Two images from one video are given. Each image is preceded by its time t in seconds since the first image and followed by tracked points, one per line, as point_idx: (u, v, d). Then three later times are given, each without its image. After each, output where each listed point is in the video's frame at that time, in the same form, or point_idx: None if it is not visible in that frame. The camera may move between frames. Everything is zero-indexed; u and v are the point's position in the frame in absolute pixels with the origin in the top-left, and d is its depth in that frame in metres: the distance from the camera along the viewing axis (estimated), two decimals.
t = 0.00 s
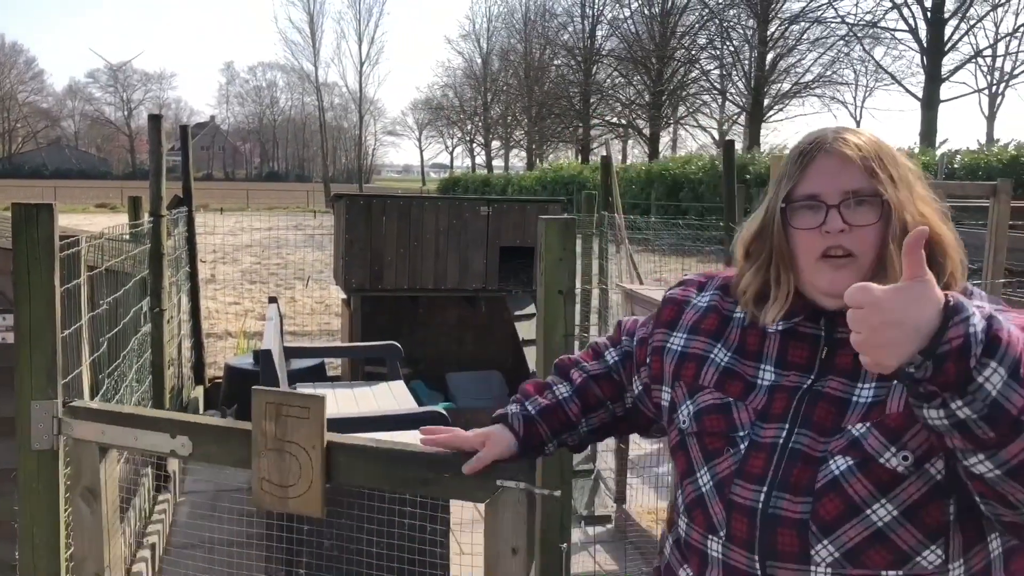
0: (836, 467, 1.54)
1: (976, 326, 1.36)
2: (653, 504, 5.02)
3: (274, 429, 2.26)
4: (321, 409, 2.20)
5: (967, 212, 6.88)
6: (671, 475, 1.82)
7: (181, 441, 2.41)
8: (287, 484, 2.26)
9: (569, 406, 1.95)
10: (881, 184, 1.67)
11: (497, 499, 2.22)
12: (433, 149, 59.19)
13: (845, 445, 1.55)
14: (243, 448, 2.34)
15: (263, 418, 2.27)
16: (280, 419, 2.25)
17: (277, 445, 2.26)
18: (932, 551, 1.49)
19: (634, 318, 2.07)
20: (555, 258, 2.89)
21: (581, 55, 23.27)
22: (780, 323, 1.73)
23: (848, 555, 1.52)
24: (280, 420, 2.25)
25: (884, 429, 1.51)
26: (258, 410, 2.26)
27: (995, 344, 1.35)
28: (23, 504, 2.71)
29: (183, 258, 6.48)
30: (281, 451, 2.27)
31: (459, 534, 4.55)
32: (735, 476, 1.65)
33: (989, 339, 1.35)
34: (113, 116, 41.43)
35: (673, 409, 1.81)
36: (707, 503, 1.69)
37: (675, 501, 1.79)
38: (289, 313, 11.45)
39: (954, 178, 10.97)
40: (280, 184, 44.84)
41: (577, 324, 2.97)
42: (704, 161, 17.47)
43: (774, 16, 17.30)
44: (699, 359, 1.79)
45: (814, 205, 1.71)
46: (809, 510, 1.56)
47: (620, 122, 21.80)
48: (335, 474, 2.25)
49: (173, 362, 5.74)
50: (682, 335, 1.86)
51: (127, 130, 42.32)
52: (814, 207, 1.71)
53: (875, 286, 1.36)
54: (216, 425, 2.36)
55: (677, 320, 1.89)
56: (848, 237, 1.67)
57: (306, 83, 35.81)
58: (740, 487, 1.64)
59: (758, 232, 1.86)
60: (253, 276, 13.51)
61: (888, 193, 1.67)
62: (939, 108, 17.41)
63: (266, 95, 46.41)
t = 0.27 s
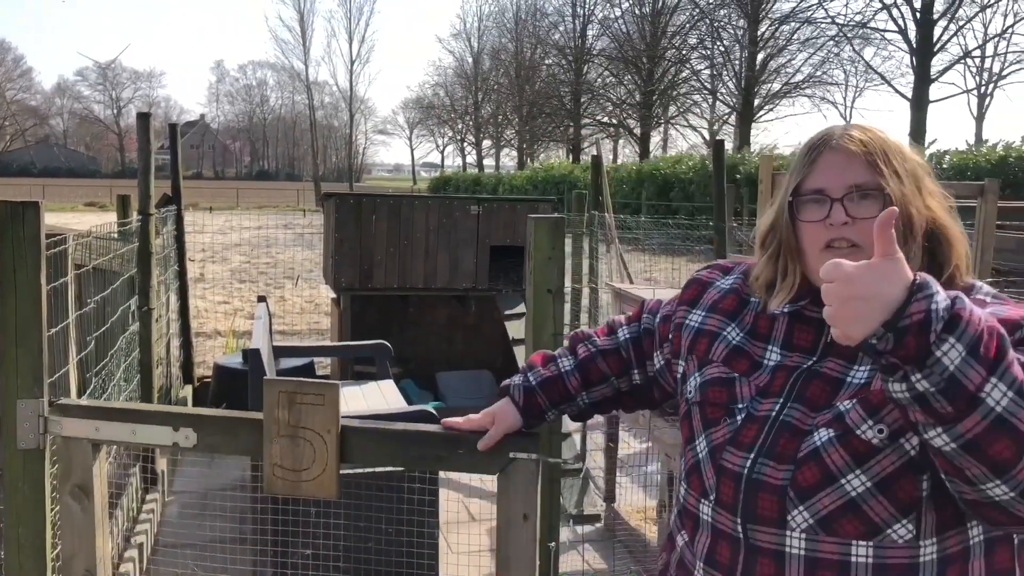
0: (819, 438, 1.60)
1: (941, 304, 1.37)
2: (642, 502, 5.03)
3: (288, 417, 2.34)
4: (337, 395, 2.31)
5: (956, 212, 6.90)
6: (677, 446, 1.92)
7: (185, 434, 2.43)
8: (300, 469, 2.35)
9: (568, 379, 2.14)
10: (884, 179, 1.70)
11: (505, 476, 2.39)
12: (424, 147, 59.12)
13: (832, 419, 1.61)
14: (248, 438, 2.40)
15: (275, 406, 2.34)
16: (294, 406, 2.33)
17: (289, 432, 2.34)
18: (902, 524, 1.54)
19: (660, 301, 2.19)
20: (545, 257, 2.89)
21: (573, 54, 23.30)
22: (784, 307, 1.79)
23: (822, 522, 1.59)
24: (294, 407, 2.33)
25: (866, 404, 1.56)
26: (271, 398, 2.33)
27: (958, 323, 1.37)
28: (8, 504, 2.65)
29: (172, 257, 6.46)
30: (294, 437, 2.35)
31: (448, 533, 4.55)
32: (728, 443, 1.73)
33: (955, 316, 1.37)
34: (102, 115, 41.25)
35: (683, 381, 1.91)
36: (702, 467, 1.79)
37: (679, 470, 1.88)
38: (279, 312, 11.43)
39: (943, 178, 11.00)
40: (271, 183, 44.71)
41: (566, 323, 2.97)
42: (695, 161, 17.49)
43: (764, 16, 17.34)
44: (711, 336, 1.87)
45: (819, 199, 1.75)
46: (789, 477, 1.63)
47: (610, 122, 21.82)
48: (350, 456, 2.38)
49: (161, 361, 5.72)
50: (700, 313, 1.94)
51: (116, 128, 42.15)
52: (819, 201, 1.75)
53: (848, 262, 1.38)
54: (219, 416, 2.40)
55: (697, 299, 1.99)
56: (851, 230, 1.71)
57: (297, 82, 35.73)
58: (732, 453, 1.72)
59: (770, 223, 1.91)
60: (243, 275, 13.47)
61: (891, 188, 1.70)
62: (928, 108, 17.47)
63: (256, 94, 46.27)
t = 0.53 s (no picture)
0: (782, 426, 1.63)
1: (894, 295, 1.38)
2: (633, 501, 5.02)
3: (288, 409, 2.34)
4: (338, 386, 2.32)
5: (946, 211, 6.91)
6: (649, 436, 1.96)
7: (182, 429, 2.39)
8: (300, 460, 2.35)
9: (558, 385, 2.21)
10: (852, 173, 1.72)
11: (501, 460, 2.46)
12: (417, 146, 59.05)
13: (794, 407, 1.63)
14: (244, 431, 2.39)
15: (274, 399, 2.35)
16: (294, 398, 2.34)
17: (289, 424, 2.35)
18: (859, 511, 1.57)
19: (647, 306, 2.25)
20: (535, 256, 2.90)
21: (565, 53, 23.32)
22: (754, 301, 1.83)
23: (781, 508, 1.62)
24: (295, 399, 2.34)
25: (829, 393, 1.57)
26: (271, 391, 2.33)
27: (910, 315, 1.37)
28: None
29: (163, 255, 6.44)
30: (294, 430, 2.36)
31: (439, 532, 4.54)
32: (695, 431, 1.77)
33: (907, 309, 1.37)
34: (93, 113, 41.08)
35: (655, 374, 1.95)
36: (669, 454, 1.83)
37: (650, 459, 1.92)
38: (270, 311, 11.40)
39: (934, 178, 11.04)
40: (263, 182, 44.59)
41: (558, 321, 2.96)
42: (687, 160, 17.50)
43: (756, 15, 17.38)
44: (685, 329, 1.91)
45: (790, 193, 1.77)
46: (752, 464, 1.66)
47: (603, 121, 21.67)
48: (349, 446, 2.40)
49: (151, 360, 5.69)
50: (676, 308, 1.98)
51: (107, 126, 41.97)
52: (789, 195, 1.77)
53: (805, 256, 1.41)
54: (215, 410, 2.39)
55: (673, 297, 2.02)
56: (820, 223, 1.73)
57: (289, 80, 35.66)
58: (698, 440, 1.75)
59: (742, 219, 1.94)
60: (234, 273, 13.43)
61: (858, 182, 1.72)
62: (919, 108, 17.52)
63: (248, 92, 46.13)
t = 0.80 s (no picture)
0: (744, 414, 1.69)
1: (855, 297, 1.42)
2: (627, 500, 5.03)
3: (287, 405, 2.35)
4: (336, 382, 2.33)
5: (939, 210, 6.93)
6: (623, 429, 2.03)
7: (179, 427, 2.38)
8: (298, 455, 2.36)
9: (552, 386, 2.23)
10: (811, 170, 1.77)
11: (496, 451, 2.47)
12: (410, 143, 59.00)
13: (755, 397, 1.70)
14: (241, 428, 2.39)
15: (273, 395, 2.35)
16: (292, 395, 2.35)
17: (288, 420, 2.35)
18: (818, 498, 1.63)
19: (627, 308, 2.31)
20: (528, 255, 2.90)
21: (558, 52, 23.32)
22: (720, 295, 1.91)
23: (743, 494, 1.68)
24: (292, 396, 2.34)
25: (789, 383, 1.64)
26: (269, 388, 2.33)
27: (870, 316, 1.41)
28: None
29: (155, 254, 6.42)
30: (292, 425, 2.36)
31: (433, 531, 4.55)
32: (662, 421, 1.84)
33: (868, 310, 1.41)
34: (85, 111, 40.94)
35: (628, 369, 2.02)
36: (640, 445, 1.90)
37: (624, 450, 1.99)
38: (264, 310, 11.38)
39: (927, 177, 11.08)
40: (256, 181, 44.49)
41: (551, 320, 2.96)
42: (680, 159, 17.51)
43: (750, 14, 17.40)
44: (655, 325, 1.98)
45: (753, 190, 1.82)
46: (715, 451, 1.72)
47: (597, 120, 21.67)
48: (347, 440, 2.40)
49: (144, 359, 5.68)
50: (650, 307, 2.06)
51: (100, 124, 41.84)
52: (753, 193, 1.82)
53: (773, 257, 1.45)
54: (212, 408, 2.38)
55: (648, 297, 2.12)
56: (781, 220, 1.78)
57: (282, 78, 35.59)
58: (664, 429, 1.82)
59: (711, 216, 2.01)
60: (228, 272, 13.40)
61: (818, 179, 1.76)
62: (911, 107, 17.57)
63: (241, 90, 46.00)
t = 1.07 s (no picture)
0: (713, 407, 1.71)
1: (834, 348, 1.41)
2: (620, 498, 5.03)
3: (282, 402, 2.34)
4: (330, 378, 2.33)
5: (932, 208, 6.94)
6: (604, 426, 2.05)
7: (173, 424, 2.37)
8: (293, 452, 2.35)
9: (545, 384, 2.24)
10: (781, 171, 1.77)
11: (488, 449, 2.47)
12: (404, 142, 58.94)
13: (726, 392, 1.70)
14: (235, 424, 2.39)
15: (268, 393, 2.34)
16: (287, 392, 2.34)
17: (283, 416, 2.35)
18: (788, 488, 1.63)
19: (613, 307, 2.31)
20: (521, 254, 2.91)
21: (552, 51, 23.38)
22: (696, 292, 1.92)
23: (715, 486, 1.69)
24: (287, 393, 2.34)
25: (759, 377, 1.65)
26: (264, 385, 2.33)
27: (851, 366, 1.41)
28: None
29: (148, 253, 6.40)
30: (287, 422, 2.36)
31: (426, 529, 4.54)
32: (637, 416, 1.85)
33: (847, 360, 1.41)
34: (78, 110, 40.81)
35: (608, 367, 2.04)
36: (619, 439, 1.92)
37: (604, 447, 2.01)
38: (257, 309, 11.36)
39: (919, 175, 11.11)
40: (250, 180, 44.41)
41: (544, 318, 2.96)
42: (674, 158, 17.52)
43: (743, 12, 17.42)
44: (634, 323, 1.99)
45: (724, 193, 1.84)
46: (687, 443, 1.74)
47: (590, 119, 21.72)
48: (342, 436, 2.40)
49: (137, 358, 5.66)
50: (630, 305, 2.07)
51: (93, 124, 41.72)
52: (726, 195, 1.83)
53: (753, 310, 1.40)
54: (206, 405, 2.37)
55: (630, 295, 2.13)
56: (752, 223, 1.79)
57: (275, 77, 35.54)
58: (640, 423, 1.84)
59: (686, 215, 2.01)
60: (221, 272, 13.38)
61: (789, 180, 1.77)
62: (904, 106, 17.60)
63: (235, 89, 45.91)
